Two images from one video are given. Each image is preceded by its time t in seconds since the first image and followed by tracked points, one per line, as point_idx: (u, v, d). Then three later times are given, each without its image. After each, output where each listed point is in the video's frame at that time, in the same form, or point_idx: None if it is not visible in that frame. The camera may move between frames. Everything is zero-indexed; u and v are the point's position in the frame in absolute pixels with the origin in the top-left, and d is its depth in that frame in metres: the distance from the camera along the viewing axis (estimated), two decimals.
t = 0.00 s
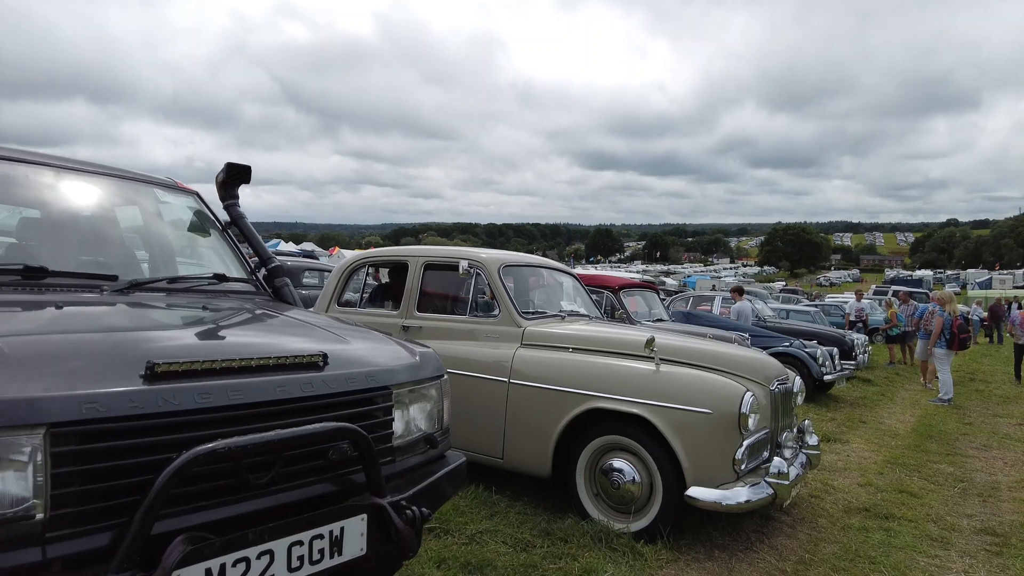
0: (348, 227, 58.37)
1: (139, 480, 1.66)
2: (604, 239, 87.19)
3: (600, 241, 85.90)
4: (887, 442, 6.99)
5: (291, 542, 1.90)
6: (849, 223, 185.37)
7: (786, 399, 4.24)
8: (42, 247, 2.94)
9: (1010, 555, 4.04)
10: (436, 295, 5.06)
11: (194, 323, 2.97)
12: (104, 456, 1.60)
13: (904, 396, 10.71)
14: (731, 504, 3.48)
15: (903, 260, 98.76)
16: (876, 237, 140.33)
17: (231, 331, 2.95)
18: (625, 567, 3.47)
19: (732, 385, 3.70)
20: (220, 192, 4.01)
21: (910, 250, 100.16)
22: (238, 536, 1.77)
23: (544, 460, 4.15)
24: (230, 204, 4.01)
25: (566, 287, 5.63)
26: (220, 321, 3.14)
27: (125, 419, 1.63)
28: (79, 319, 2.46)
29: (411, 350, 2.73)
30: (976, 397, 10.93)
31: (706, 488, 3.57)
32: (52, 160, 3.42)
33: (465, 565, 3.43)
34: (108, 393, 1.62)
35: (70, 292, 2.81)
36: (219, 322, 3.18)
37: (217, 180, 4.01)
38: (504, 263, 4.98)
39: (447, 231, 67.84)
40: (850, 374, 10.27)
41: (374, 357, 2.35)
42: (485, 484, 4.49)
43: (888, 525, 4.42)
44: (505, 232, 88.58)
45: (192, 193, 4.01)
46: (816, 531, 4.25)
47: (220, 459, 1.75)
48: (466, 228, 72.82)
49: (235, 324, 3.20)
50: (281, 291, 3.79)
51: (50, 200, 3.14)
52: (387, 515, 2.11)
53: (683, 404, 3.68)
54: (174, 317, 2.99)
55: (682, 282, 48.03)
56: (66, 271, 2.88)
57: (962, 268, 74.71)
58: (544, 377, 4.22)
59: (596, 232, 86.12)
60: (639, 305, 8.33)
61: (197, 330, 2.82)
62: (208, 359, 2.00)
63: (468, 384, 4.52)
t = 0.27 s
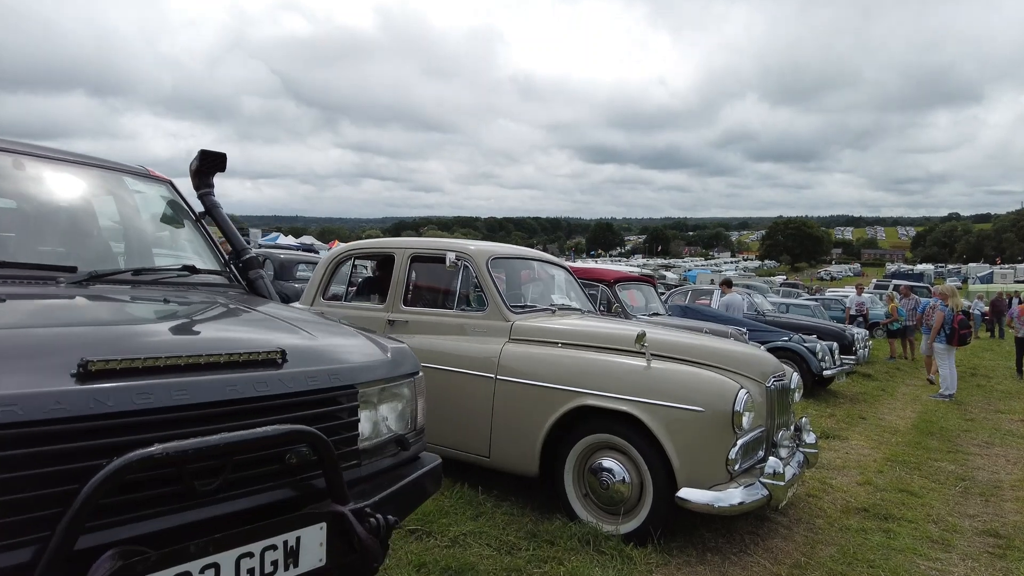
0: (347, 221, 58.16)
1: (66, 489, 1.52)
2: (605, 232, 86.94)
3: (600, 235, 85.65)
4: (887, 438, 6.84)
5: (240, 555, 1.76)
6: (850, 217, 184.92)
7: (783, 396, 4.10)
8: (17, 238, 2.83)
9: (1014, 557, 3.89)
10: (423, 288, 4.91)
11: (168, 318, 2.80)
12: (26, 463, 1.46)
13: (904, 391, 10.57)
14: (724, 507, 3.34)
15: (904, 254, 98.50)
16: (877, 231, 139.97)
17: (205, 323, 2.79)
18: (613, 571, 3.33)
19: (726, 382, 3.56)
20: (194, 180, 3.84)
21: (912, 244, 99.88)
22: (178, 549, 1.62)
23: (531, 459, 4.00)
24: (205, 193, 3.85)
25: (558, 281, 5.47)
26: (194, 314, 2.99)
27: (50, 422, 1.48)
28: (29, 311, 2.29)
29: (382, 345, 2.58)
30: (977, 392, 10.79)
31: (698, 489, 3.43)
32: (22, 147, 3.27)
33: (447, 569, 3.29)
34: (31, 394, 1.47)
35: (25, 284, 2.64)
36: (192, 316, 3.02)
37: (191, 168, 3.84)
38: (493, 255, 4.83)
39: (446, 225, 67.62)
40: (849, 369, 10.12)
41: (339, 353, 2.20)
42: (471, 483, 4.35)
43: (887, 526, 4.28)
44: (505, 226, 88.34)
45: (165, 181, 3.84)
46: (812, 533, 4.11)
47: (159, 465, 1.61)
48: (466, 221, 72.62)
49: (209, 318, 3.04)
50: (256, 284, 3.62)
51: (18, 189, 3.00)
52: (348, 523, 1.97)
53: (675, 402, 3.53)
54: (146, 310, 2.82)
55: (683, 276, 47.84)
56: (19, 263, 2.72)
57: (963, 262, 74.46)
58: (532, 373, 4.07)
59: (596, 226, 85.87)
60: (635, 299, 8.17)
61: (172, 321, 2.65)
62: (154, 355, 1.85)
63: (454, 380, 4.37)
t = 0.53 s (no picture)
0: (347, 217, 58.04)
1: None
2: (606, 229, 86.71)
3: (601, 231, 85.47)
4: (886, 438, 6.73)
5: (189, 571, 1.67)
6: (852, 213, 184.44)
7: (777, 397, 3.99)
8: None
9: (1015, 563, 3.78)
10: (409, 286, 4.81)
11: (144, 318, 2.69)
12: None
13: (905, 389, 10.45)
14: (715, 512, 3.23)
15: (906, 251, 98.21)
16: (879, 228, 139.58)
17: (183, 322, 2.68)
18: None
19: (717, 382, 3.45)
20: (170, 174, 3.75)
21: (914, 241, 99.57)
22: (119, 565, 1.52)
23: (518, 462, 3.89)
24: (182, 188, 3.76)
25: (550, 278, 5.36)
26: (170, 314, 2.89)
27: None
28: None
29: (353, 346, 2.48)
30: (979, 390, 10.66)
31: (688, 493, 3.32)
32: None
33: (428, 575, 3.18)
34: None
35: None
36: (169, 316, 2.91)
37: (167, 162, 3.74)
38: (482, 252, 4.72)
39: (447, 221, 67.49)
40: (849, 367, 10.00)
41: (301, 357, 2.11)
42: (457, 486, 4.25)
43: (884, 530, 4.17)
44: (506, 222, 88.18)
45: (140, 176, 3.73)
46: (807, 537, 4.00)
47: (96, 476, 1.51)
48: (467, 217, 72.47)
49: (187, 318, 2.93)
50: (233, 281, 3.55)
51: None
52: (308, 534, 1.88)
53: (665, 403, 3.42)
54: (120, 310, 2.72)
55: (684, 272, 47.69)
56: None
57: (965, 258, 74.18)
58: (518, 373, 3.97)
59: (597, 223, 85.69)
60: (631, 296, 8.05)
61: (150, 322, 2.55)
62: (101, 357, 1.77)
63: (441, 380, 4.27)
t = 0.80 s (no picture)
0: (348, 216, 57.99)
1: None
2: (608, 227, 86.54)
3: (603, 230, 85.34)
4: (884, 439, 6.64)
5: None
6: (855, 212, 183.96)
7: (768, 398, 3.91)
8: None
9: (1011, 568, 3.70)
10: (396, 285, 4.74)
11: (122, 318, 2.60)
12: None
13: (904, 389, 10.36)
14: (701, 516, 3.15)
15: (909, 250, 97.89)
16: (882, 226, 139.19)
17: (156, 321, 2.61)
18: None
19: (705, 383, 3.37)
20: (149, 172, 3.68)
21: (917, 239, 99.25)
22: None
23: (503, 464, 3.82)
24: (160, 186, 3.68)
25: (540, 278, 5.28)
26: (149, 314, 2.80)
27: None
28: None
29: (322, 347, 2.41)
30: (980, 390, 10.56)
31: (674, 497, 3.24)
32: None
33: None
34: None
35: None
36: (147, 315, 2.83)
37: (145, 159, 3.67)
38: (470, 251, 4.64)
39: (448, 220, 67.42)
40: (849, 367, 9.90)
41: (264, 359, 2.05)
42: (443, 489, 4.19)
43: (878, 533, 4.09)
44: (507, 221, 88.08)
45: (117, 173, 3.66)
46: (799, 540, 3.92)
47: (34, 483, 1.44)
48: (468, 216, 72.39)
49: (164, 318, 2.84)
50: (210, 281, 3.48)
51: None
52: (265, 543, 1.81)
53: (651, 405, 3.34)
54: (98, 311, 2.64)
55: (685, 271, 47.55)
56: None
57: (969, 257, 73.89)
58: (504, 374, 3.90)
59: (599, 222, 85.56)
60: (627, 296, 7.95)
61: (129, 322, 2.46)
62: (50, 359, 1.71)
63: (426, 381, 4.20)
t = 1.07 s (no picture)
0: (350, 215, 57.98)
1: None
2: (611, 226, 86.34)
3: (606, 229, 85.17)
4: (879, 439, 6.53)
5: None
6: (859, 211, 183.25)
7: (754, 397, 3.82)
8: None
9: (1002, 573, 3.60)
10: (378, 282, 4.66)
11: (92, 315, 2.53)
12: None
13: (904, 389, 10.23)
14: (679, 519, 3.06)
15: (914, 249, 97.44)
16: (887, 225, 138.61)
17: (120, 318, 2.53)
18: None
19: (686, 382, 3.29)
20: (120, 167, 3.58)
21: (922, 238, 98.78)
22: None
23: (482, 465, 3.74)
24: (131, 181, 3.58)
25: (526, 276, 5.19)
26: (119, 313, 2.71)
27: None
28: None
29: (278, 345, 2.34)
30: (980, 390, 10.42)
31: (651, 500, 3.16)
32: None
33: None
34: None
35: None
36: (118, 313, 2.74)
37: (116, 154, 3.58)
38: (452, 248, 4.56)
39: (451, 219, 67.36)
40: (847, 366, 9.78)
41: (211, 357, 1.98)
42: (423, 490, 4.11)
43: (867, 537, 4.00)
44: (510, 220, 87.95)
45: (87, 168, 3.57)
46: (785, 544, 3.83)
47: None
48: (470, 215, 72.31)
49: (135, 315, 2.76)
50: (179, 278, 3.40)
51: None
52: (203, 548, 1.74)
53: (629, 404, 3.26)
54: (68, 308, 2.56)
55: (687, 269, 47.33)
56: None
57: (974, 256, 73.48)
58: (482, 373, 3.82)
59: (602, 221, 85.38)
60: (620, 294, 7.84)
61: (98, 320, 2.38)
62: None
63: (406, 381, 4.14)
